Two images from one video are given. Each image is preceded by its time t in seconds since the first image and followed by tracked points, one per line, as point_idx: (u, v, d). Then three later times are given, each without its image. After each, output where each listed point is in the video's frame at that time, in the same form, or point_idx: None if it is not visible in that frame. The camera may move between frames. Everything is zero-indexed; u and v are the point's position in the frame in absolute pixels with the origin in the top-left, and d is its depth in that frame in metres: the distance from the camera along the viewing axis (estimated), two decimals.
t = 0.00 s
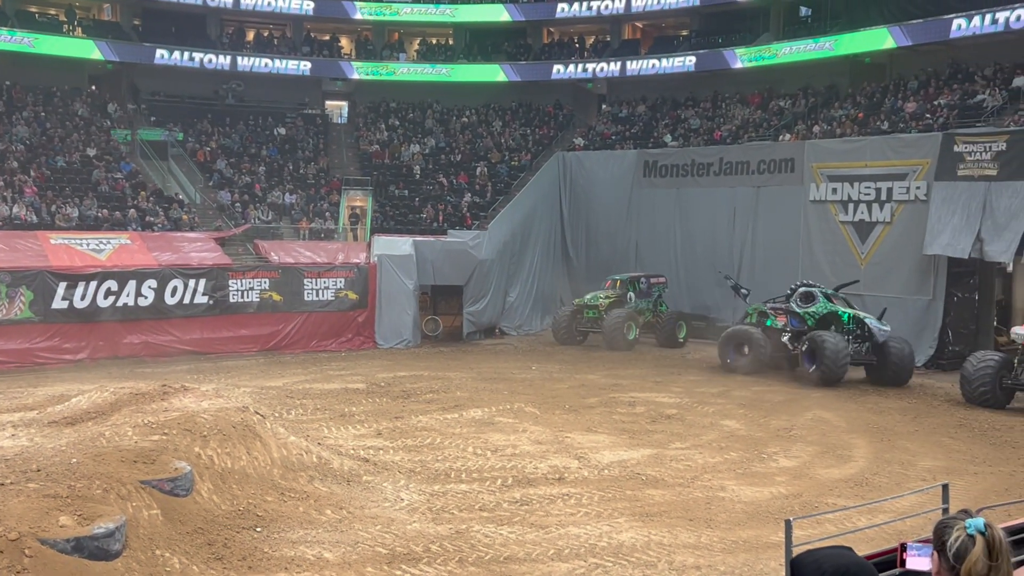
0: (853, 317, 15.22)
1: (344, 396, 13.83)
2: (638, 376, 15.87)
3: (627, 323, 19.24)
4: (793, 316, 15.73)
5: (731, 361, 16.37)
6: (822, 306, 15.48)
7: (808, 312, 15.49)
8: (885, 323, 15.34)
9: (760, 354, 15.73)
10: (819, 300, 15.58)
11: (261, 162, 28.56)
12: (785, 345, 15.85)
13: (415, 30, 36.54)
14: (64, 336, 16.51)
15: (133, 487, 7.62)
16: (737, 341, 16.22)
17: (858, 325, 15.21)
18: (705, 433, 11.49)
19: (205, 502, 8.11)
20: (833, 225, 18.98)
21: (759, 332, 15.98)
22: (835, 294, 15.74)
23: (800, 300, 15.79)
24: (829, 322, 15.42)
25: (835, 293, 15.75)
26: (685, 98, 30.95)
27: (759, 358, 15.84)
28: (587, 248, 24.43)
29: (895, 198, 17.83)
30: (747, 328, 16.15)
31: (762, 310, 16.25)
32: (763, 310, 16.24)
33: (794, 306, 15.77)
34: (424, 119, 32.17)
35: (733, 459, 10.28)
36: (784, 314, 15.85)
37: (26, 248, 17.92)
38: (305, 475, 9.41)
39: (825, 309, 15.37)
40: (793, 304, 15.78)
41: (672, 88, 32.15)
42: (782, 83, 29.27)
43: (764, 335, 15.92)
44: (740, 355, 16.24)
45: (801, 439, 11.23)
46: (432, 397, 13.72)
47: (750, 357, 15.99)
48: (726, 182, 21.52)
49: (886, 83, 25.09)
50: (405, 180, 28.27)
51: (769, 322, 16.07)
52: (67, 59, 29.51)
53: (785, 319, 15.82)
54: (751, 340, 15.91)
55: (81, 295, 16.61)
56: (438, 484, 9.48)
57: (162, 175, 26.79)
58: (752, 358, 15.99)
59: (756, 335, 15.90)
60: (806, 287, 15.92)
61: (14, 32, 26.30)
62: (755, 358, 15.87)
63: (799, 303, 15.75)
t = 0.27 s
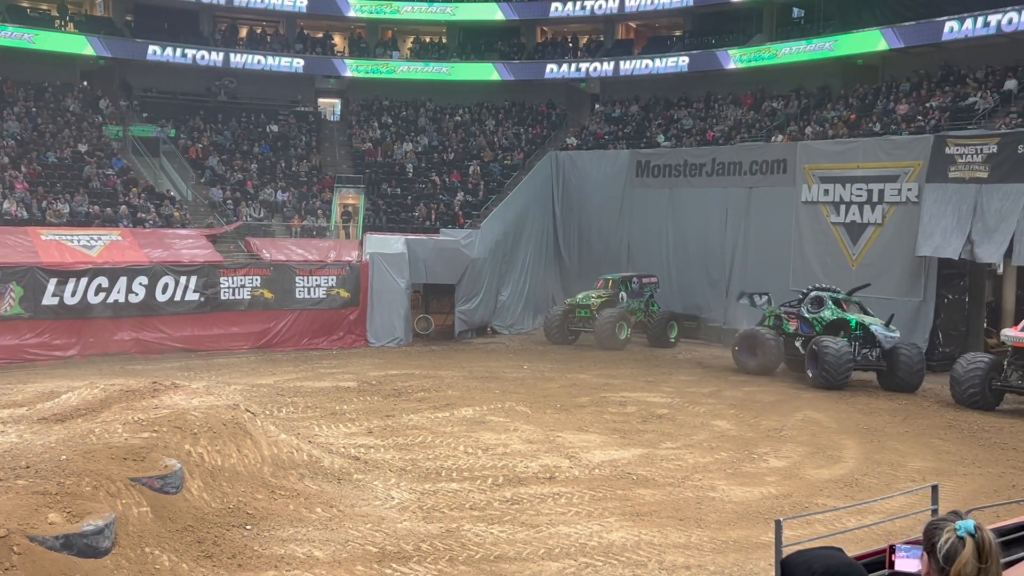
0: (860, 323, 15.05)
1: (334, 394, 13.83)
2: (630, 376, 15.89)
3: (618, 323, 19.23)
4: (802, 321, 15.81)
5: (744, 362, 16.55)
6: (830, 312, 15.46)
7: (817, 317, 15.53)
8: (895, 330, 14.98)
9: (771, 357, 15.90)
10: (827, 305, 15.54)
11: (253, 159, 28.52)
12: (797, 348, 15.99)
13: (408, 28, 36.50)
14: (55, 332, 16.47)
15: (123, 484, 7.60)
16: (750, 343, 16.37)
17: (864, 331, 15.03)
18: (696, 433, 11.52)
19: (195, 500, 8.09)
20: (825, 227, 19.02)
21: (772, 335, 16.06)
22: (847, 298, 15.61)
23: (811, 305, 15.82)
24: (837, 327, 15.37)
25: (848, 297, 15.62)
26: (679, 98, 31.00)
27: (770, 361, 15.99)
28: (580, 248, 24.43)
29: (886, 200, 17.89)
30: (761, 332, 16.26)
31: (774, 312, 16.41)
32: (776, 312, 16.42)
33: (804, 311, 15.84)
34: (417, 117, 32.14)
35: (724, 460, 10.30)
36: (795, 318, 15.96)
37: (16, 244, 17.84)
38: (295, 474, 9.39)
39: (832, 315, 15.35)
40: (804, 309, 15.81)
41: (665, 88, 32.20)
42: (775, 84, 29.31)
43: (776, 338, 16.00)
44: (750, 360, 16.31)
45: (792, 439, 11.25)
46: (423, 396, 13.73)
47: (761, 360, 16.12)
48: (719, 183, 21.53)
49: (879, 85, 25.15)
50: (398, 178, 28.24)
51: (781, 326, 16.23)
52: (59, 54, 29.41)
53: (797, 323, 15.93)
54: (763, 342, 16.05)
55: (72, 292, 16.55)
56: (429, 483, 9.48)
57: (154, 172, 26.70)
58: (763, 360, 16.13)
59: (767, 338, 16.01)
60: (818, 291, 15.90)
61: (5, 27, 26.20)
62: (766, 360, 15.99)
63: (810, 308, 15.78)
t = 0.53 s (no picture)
0: (860, 329, 14.89)
1: (327, 392, 13.83)
2: (623, 375, 15.91)
3: (612, 322, 19.25)
4: (808, 322, 15.88)
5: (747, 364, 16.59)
6: (833, 315, 15.43)
7: (821, 319, 15.55)
8: (895, 338, 14.66)
9: (772, 359, 15.89)
10: (831, 307, 15.52)
11: (248, 156, 28.48)
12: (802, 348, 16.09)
13: (404, 26, 36.48)
14: (48, 328, 16.44)
15: (116, 481, 7.59)
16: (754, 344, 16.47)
17: (864, 337, 14.86)
18: (689, 432, 11.53)
19: (188, 497, 8.08)
20: (819, 227, 19.06)
21: (776, 336, 16.16)
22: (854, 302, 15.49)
23: (817, 306, 15.85)
24: (840, 330, 15.34)
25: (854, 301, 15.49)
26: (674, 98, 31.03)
27: (772, 363, 16.01)
28: (574, 247, 24.47)
29: (880, 202, 17.93)
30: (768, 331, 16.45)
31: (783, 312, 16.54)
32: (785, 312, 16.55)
33: (810, 312, 15.89)
34: (412, 115, 32.12)
35: (717, 459, 10.31)
36: (801, 319, 16.05)
37: (8, 240, 17.77)
38: (288, 471, 9.39)
39: (834, 318, 15.34)
40: (809, 310, 15.90)
41: (660, 87, 32.24)
42: (770, 84, 29.32)
43: (779, 339, 16.06)
44: (752, 360, 16.31)
45: (785, 439, 11.27)
46: (416, 394, 13.73)
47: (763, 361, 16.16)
48: (713, 183, 21.55)
49: (874, 86, 25.18)
50: (392, 176, 28.22)
51: (789, 326, 16.35)
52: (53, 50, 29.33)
53: (803, 323, 16.01)
54: (765, 343, 16.13)
55: (65, 288, 16.51)
56: (422, 481, 9.48)
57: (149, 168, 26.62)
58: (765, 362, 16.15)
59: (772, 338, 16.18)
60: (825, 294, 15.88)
61: None
62: (767, 362, 15.97)
63: (815, 309, 15.80)
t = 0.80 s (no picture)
0: (855, 330, 14.85)
1: (323, 390, 13.82)
2: (620, 375, 15.91)
3: (608, 322, 19.27)
4: (805, 322, 15.92)
5: (744, 364, 16.65)
6: (829, 316, 15.42)
7: (817, 321, 15.56)
8: (890, 341, 14.59)
9: (769, 359, 15.96)
10: (826, 309, 15.52)
11: (245, 154, 28.48)
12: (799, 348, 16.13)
13: (402, 24, 36.47)
14: (43, 326, 16.41)
15: (111, 479, 7.58)
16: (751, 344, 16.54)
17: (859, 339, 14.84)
18: (684, 432, 11.54)
19: (183, 495, 8.07)
20: (815, 228, 19.09)
21: (773, 335, 16.27)
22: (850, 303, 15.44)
23: (814, 307, 15.84)
24: (836, 331, 15.32)
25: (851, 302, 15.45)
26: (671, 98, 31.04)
27: (768, 363, 16.06)
28: (571, 247, 24.47)
29: (877, 203, 17.96)
30: (765, 331, 16.53)
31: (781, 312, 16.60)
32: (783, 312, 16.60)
33: (806, 313, 15.90)
34: (409, 113, 32.10)
35: (712, 459, 10.32)
36: (798, 319, 16.10)
37: (3, 237, 17.68)
38: (283, 469, 9.39)
39: (830, 320, 15.33)
40: (805, 311, 15.94)
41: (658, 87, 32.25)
42: (767, 84, 29.34)
43: (776, 339, 16.12)
44: (749, 359, 16.41)
45: (780, 439, 11.28)
46: (412, 392, 13.74)
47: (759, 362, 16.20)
48: (710, 183, 21.55)
49: (871, 87, 25.20)
50: (389, 174, 28.21)
51: (788, 326, 16.40)
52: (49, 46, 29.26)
53: (800, 324, 16.05)
54: (762, 344, 16.20)
55: (61, 285, 16.50)
56: (418, 480, 9.48)
57: (145, 166, 26.59)
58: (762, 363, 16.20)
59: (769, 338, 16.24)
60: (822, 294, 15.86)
61: None
62: (764, 362, 16.04)
63: (812, 310, 15.80)
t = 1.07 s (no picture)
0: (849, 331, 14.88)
1: (319, 389, 13.82)
2: (617, 375, 15.90)
3: (606, 322, 19.26)
4: (798, 324, 15.94)
5: (737, 365, 16.65)
6: (822, 317, 15.45)
7: (810, 322, 15.58)
8: (884, 341, 14.64)
9: (762, 360, 16.00)
10: (820, 310, 15.54)
11: (243, 153, 28.47)
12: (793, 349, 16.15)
13: (401, 24, 36.46)
14: (40, 324, 16.39)
15: (108, 477, 7.58)
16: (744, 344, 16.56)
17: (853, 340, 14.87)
18: (682, 432, 11.55)
19: (180, 494, 8.07)
20: (814, 229, 19.11)
21: (766, 336, 16.28)
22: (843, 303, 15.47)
23: (807, 308, 15.86)
24: (830, 332, 15.34)
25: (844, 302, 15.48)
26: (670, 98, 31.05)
27: (762, 363, 16.06)
28: (569, 247, 24.45)
29: (875, 203, 17.98)
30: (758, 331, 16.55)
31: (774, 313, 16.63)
32: (776, 313, 16.64)
33: (799, 314, 15.93)
34: (408, 113, 32.09)
35: (709, 459, 10.32)
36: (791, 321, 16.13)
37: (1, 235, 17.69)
38: (280, 468, 9.39)
39: (823, 321, 15.35)
40: (798, 312, 15.95)
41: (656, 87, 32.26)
42: (766, 85, 29.34)
43: (769, 340, 16.13)
44: (743, 360, 16.44)
45: (778, 440, 11.28)
46: (410, 392, 13.75)
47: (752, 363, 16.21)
48: (708, 183, 21.55)
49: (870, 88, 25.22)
50: (387, 174, 28.21)
51: (781, 327, 16.43)
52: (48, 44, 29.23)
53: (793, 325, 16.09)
54: (755, 345, 16.21)
55: (58, 283, 16.50)
56: (415, 479, 9.48)
57: (144, 164, 26.57)
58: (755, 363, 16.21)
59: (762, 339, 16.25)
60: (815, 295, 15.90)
61: None
62: (757, 363, 16.08)
63: (805, 311, 15.83)
